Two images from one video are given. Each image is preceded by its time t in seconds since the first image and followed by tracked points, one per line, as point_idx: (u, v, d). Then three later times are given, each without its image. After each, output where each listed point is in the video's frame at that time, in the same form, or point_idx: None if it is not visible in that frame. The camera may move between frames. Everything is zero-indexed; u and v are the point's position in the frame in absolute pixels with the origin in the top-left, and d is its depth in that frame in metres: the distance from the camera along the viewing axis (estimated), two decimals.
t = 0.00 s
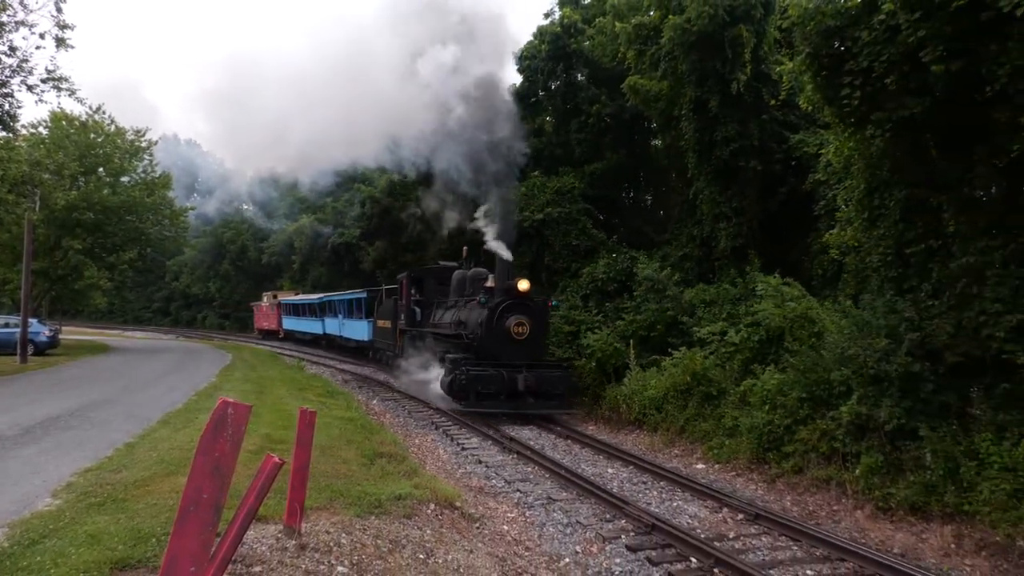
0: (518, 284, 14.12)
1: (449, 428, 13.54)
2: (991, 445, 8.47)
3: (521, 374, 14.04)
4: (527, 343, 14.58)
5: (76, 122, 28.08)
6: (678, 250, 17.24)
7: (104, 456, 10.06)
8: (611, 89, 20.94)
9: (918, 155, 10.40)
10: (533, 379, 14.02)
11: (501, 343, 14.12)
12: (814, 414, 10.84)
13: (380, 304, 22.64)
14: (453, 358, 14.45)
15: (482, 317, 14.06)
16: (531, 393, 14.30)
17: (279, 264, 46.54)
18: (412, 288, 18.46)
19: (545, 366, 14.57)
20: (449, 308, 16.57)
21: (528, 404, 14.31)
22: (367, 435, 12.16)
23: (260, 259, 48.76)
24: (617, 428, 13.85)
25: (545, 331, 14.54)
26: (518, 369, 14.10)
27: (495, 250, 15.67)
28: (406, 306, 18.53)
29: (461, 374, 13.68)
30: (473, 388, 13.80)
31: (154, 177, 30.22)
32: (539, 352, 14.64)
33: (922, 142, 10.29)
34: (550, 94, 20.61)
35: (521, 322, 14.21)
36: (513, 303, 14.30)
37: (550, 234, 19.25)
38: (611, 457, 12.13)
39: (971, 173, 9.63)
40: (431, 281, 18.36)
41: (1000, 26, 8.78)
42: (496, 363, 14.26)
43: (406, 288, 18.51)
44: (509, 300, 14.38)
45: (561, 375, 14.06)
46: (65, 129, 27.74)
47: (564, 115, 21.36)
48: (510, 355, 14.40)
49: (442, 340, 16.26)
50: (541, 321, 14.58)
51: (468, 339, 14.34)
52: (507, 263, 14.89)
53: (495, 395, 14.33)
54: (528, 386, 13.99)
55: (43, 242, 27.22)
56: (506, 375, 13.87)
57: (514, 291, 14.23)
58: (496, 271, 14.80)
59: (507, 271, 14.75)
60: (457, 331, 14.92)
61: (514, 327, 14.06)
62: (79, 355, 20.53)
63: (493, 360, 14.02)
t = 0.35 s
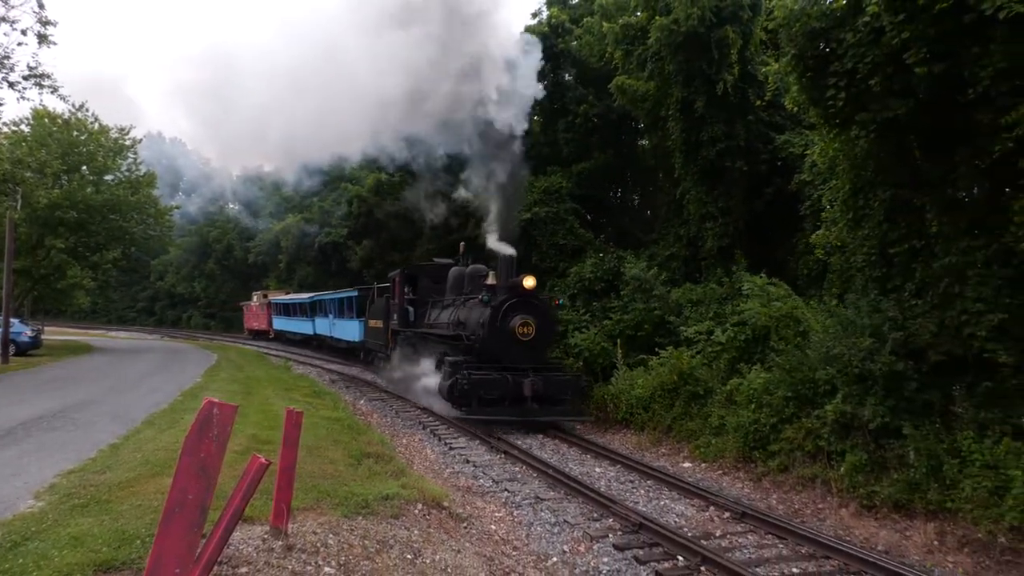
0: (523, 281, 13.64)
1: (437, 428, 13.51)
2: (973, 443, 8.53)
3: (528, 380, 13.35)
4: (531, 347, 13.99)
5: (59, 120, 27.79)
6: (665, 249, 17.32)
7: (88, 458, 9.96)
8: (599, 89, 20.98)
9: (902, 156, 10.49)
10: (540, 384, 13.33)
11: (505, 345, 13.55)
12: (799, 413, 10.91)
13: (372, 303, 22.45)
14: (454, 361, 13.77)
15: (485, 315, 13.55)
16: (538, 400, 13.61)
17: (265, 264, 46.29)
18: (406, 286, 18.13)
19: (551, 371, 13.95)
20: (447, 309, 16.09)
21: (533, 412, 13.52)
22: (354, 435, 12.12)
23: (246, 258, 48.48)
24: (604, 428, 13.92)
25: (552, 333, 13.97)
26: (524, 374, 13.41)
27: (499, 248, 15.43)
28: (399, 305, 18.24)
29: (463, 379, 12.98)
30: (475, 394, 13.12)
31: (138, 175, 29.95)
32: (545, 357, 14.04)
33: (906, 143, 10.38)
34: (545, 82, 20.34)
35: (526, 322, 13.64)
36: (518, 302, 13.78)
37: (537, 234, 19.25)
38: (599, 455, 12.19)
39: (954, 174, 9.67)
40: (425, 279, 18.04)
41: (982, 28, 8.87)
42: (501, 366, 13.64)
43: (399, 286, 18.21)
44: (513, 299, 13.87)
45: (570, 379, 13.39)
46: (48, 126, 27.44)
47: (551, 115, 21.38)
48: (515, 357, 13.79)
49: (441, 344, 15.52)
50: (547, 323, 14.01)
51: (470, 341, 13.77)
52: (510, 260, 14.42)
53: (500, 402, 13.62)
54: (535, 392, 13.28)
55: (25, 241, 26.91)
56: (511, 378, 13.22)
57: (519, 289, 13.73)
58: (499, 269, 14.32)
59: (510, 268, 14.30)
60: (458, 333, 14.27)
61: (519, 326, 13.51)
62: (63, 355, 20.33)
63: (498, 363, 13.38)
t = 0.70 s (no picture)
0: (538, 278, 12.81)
1: (432, 428, 13.49)
2: (965, 441, 8.58)
3: (544, 385, 12.57)
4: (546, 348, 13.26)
5: (51, 118, 27.62)
6: (659, 249, 17.36)
7: (80, 457, 9.91)
8: (592, 88, 20.99)
9: (894, 156, 10.54)
10: (556, 391, 12.52)
11: (518, 347, 12.78)
12: (793, 412, 10.94)
13: (371, 301, 22.33)
14: (462, 365, 12.96)
15: (496, 316, 12.71)
16: (554, 405, 12.88)
17: (258, 262, 46.17)
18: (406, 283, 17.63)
19: (566, 375, 13.16)
20: (452, 306, 15.41)
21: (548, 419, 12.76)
22: (348, 435, 12.09)
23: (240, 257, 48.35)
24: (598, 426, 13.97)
25: (567, 333, 13.14)
26: (540, 380, 12.63)
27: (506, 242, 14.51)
28: (400, 305, 17.75)
29: (473, 386, 12.15)
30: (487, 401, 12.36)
31: (130, 174, 29.83)
32: (559, 359, 13.26)
33: (899, 143, 10.41)
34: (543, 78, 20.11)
35: (541, 323, 12.83)
36: (531, 301, 12.97)
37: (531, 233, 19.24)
38: (592, 454, 12.21)
39: (946, 174, 9.72)
40: (426, 275, 17.62)
41: (973, 29, 8.89)
42: (512, 370, 12.90)
43: (400, 283, 17.69)
44: (526, 297, 13.04)
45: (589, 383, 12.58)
46: (39, 125, 27.28)
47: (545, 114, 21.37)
48: (528, 360, 12.99)
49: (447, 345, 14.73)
50: (562, 322, 13.25)
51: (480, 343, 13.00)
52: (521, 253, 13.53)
53: (513, 408, 12.89)
54: (552, 399, 12.48)
55: (16, 240, 26.76)
56: (526, 384, 12.45)
57: (534, 285, 12.89)
58: (510, 264, 13.41)
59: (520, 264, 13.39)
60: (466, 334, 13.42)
61: (532, 328, 12.72)
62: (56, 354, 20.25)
63: (510, 367, 12.57)
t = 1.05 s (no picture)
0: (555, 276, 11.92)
1: (425, 428, 13.45)
2: (954, 440, 8.63)
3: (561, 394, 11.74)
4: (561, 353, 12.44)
5: (40, 117, 27.44)
6: (651, 249, 17.40)
7: (70, 458, 9.86)
8: (585, 88, 21.00)
9: (884, 157, 10.59)
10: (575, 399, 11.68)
11: (533, 352, 11.96)
12: (784, 411, 10.98)
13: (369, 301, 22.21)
14: (471, 370, 12.13)
15: (509, 317, 11.88)
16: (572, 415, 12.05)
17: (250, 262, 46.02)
18: (406, 281, 17.38)
19: (582, 382, 12.35)
20: (457, 306, 14.72)
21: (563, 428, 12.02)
22: (341, 435, 12.07)
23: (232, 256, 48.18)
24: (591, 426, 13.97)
25: (584, 338, 12.33)
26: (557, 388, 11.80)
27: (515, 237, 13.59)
28: (400, 303, 17.46)
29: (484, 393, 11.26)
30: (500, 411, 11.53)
31: (121, 173, 29.68)
32: (575, 365, 12.48)
33: (889, 143, 10.47)
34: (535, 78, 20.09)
35: (558, 325, 11.98)
36: (547, 301, 12.11)
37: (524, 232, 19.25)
38: (591, 456, 12.11)
39: (936, 174, 9.78)
40: (427, 274, 17.36)
41: (962, 31, 8.95)
42: (526, 377, 12.09)
43: (401, 281, 17.43)
44: (541, 297, 12.17)
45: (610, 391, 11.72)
46: (29, 124, 27.09)
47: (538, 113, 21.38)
48: (542, 365, 12.18)
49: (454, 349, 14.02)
50: (579, 326, 12.39)
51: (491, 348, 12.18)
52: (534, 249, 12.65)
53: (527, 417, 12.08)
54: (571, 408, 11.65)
55: (6, 239, 26.57)
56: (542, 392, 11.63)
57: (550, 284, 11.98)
58: (521, 262, 12.55)
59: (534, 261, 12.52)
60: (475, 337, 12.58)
61: (548, 330, 11.87)
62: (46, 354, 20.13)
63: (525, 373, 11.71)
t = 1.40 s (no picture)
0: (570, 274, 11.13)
1: (411, 428, 13.44)
2: (934, 438, 8.75)
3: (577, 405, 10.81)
4: (575, 362, 11.57)
5: (20, 114, 27.02)
6: (636, 249, 17.46)
7: (50, 460, 9.74)
8: (570, 88, 21.05)
9: (866, 158, 10.71)
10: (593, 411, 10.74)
11: (543, 356, 11.16)
12: (768, 410, 11.06)
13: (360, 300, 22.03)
14: (477, 377, 11.22)
15: (519, 317, 11.14)
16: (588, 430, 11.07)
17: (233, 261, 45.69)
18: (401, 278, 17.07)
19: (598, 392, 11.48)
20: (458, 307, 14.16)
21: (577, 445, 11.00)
22: (326, 435, 12.02)
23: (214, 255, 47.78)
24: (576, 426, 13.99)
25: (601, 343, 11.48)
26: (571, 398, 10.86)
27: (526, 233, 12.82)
28: (395, 303, 17.10)
29: (493, 403, 10.41)
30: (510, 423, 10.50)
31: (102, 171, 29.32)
32: (590, 374, 11.64)
33: (871, 145, 10.59)
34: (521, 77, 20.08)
35: (572, 329, 11.15)
36: (560, 303, 11.32)
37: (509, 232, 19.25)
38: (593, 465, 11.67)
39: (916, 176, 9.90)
40: (421, 271, 17.14)
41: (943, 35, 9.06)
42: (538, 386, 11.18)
43: (396, 279, 17.11)
44: (553, 298, 11.39)
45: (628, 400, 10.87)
46: (8, 121, 26.67)
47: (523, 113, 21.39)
48: (554, 372, 11.34)
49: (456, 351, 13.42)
50: (594, 332, 11.58)
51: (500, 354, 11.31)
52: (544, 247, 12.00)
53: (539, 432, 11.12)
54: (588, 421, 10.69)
55: None
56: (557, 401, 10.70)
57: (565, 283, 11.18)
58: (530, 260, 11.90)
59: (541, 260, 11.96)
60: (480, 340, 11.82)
61: (562, 332, 11.06)
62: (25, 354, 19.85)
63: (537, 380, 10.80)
